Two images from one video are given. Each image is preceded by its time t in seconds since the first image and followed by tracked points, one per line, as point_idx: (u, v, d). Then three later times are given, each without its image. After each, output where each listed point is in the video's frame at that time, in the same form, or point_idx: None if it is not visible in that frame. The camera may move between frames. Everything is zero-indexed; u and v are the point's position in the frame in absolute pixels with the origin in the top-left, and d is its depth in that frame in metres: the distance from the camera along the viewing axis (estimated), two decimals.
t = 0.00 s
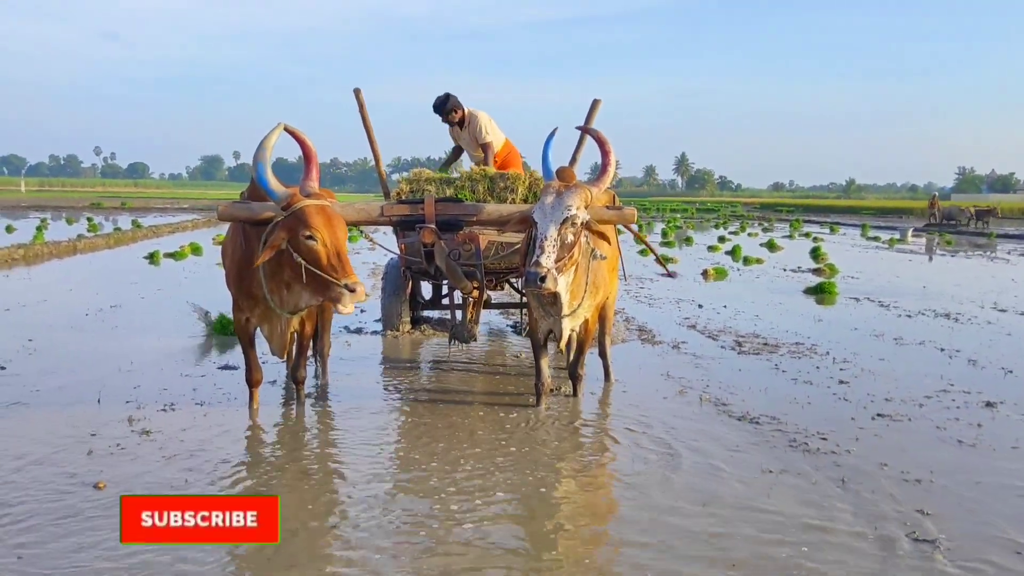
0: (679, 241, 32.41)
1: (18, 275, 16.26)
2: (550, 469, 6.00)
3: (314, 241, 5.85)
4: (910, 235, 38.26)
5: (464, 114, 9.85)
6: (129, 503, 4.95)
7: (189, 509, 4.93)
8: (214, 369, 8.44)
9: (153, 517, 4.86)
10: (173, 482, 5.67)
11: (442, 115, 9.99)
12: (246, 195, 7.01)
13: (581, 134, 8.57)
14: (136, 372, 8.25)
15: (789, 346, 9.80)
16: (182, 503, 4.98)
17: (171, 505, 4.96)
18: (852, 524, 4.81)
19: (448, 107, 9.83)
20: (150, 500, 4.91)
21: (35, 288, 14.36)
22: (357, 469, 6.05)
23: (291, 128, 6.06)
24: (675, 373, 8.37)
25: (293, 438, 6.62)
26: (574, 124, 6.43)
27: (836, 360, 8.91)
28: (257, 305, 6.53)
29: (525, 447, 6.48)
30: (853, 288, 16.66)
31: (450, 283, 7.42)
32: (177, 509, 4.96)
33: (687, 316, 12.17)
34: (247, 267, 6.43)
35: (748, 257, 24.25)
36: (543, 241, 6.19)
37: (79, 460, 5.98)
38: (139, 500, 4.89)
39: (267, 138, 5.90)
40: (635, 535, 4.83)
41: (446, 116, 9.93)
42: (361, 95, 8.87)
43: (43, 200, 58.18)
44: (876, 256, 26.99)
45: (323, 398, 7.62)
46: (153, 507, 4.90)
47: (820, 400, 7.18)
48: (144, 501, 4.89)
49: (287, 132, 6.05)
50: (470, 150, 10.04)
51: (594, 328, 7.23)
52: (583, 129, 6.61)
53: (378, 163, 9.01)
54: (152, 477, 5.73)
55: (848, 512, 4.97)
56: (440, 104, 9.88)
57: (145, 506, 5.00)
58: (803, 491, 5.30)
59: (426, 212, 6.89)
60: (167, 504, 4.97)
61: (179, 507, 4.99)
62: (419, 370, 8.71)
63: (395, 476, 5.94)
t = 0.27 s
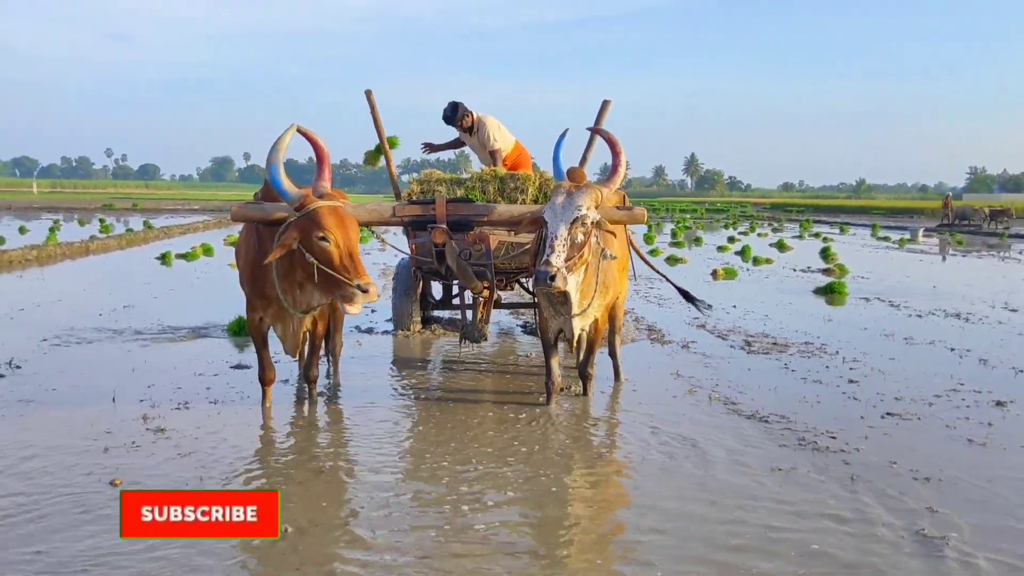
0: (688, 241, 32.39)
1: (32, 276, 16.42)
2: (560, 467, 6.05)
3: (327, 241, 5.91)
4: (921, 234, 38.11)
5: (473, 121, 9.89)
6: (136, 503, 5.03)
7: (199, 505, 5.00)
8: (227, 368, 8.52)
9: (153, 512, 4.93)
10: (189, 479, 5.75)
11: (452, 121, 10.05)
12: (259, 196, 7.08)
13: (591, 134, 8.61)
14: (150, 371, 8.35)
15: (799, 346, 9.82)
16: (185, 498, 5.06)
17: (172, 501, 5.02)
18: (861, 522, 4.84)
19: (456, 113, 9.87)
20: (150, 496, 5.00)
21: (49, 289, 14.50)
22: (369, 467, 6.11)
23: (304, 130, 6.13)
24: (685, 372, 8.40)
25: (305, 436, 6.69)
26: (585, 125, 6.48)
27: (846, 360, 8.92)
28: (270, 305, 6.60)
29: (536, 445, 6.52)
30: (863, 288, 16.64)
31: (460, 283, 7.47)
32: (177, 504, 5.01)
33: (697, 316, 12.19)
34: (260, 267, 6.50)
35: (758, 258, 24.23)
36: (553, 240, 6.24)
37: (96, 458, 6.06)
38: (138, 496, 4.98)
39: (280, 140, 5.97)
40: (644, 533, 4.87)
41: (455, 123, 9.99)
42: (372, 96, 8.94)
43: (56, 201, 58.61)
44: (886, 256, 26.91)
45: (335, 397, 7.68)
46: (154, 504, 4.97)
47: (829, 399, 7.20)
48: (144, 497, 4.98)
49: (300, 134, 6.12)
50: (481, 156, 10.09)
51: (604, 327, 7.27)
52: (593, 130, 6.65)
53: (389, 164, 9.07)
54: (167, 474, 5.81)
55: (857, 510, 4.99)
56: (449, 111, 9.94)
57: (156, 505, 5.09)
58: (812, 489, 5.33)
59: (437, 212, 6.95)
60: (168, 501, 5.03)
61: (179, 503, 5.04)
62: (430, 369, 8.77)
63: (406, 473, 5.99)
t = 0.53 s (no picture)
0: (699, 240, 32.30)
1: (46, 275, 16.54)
2: (570, 466, 6.05)
3: (338, 240, 5.94)
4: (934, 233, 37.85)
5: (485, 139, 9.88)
6: (152, 501, 5.05)
7: (205, 503, 5.03)
8: (239, 367, 8.57)
9: (153, 512, 4.96)
10: (201, 476, 5.79)
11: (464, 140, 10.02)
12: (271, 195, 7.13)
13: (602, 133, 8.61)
14: (164, 369, 8.41)
15: (810, 345, 9.78)
16: (184, 498, 5.04)
17: (172, 502, 5.04)
18: (872, 521, 4.82)
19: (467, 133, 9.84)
20: (150, 497, 5.04)
21: (63, 288, 14.61)
22: (380, 465, 6.13)
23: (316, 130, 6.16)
24: (696, 371, 8.39)
25: (317, 435, 6.72)
26: (595, 124, 6.48)
27: (858, 359, 8.88)
28: (282, 303, 6.64)
29: (546, 444, 6.53)
30: (875, 287, 16.55)
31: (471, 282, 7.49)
32: (177, 504, 5.03)
33: (708, 315, 12.16)
34: (272, 266, 6.53)
35: (769, 256, 24.14)
36: (564, 239, 6.24)
37: (110, 455, 6.11)
38: (141, 496, 5.04)
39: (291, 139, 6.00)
40: (654, 531, 4.88)
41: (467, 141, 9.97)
42: (383, 96, 8.97)
43: (69, 201, 59.03)
44: (899, 254, 26.76)
45: (346, 395, 7.72)
46: (154, 504, 5.00)
47: (841, 398, 7.17)
48: (144, 498, 5.03)
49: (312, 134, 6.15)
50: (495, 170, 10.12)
51: (615, 326, 7.27)
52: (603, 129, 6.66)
53: (400, 163, 9.10)
54: (180, 471, 5.85)
55: (868, 509, 4.98)
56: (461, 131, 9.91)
57: (169, 502, 5.13)
58: (823, 487, 5.32)
59: (448, 211, 6.97)
60: (169, 501, 5.05)
61: (180, 503, 5.06)
62: (441, 368, 8.79)
63: (417, 472, 6.01)
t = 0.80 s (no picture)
0: (709, 241, 32.26)
1: (60, 274, 16.67)
2: (580, 465, 6.07)
3: (349, 239, 5.99)
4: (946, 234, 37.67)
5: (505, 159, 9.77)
6: (152, 501, 5.08)
7: (209, 501, 5.15)
8: (251, 366, 8.63)
9: (153, 512, 4.97)
10: (215, 473, 5.84)
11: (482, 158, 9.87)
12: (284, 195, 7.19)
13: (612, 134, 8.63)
14: (177, 367, 8.48)
15: (821, 346, 9.77)
16: (183, 498, 5.10)
17: (171, 502, 5.08)
18: (883, 521, 4.83)
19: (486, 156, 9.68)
20: (149, 498, 5.07)
21: (77, 287, 14.72)
22: (391, 463, 6.17)
23: (329, 130, 6.20)
24: (706, 371, 8.39)
25: (329, 433, 6.76)
26: (606, 125, 6.50)
27: (869, 360, 8.87)
28: (295, 302, 6.69)
29: (556, 443, 6.55)
30: (886, 288, 16.49)
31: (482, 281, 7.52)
32: (176, 505, 5.07)
33: (717, 316, 12.16)
34: (285, 265, 6.59)
35: (779, 258, 24.09)
36: (575, 239, 6.26)
37: (124, 452, 6.18)
38: (141, 496, 5.09)
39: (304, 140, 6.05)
40: (664, 530, 4.89)
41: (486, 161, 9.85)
42: (395, 97, 9.02)
43: (82, 201, 59.42)
44: (910, 256, 26.65)
45: (358, 394, 7.76)
46: (154, 504, 5.02)
47: (852, 399, 7.17)
48: (143, 498, 5.06)
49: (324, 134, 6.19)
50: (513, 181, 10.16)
51: (625, 326, 7.28)
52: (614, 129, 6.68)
53: (411, 163, 9.14)
54: (194, 468, 5.90)
55: (878, 509, 4.98)
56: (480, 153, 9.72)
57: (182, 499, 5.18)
58: (835, 488, 5.32)
59: (459, 211, 7.00)
60: (167, 501, 5.09)
61: (179, 503, 5.10)
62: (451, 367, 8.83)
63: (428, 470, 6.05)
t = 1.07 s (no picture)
0: (714, 243, 32.29)
1: (69, 274, 16.78)
2: (586, 465, 6.13)
3: (358, 239, 6.06)
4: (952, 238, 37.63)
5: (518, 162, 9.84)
6: (152, 501, 5.14)
7: (210, 501, 5.23)
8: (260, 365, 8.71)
9: (153, 512, 5.03)
10: (225, 471, 5.92)
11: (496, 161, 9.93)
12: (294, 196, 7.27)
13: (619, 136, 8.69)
14: (186, 366, 8.56)
15: (825, 348, 9.82)
16: (183, 498, 5.17)
17: (171, 501, 5.14)
18: (885, 522, 4.88)
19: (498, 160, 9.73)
20: (149, 498, 5.13)
21: (86, 287, 14.83)
22: (399, 462, 6.24)
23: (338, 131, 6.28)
24: (711, 373, 8.45)
25: (337, 432, 6.83)
26: (614, 128, 6.57)
27: (873, 363, 8.91)
28: (305, 302, 6.77)
29: (563, 443, 6.61)
30: (891, 291, 16.52)
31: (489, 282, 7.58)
32: (176, 504, 5.13)
33: (722, 318, 12.21)
34: (295, 265, 6.67)
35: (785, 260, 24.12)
36: (582, 240, 6.33)
37: (135, 450, 6.25)
38: (141, 496, 5.15)
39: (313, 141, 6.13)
40: (669, 530, 4.95)
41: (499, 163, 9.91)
42: (403, 99, 9.09)
43: (89, 201, 59.69)
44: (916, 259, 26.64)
45: (366, 393, 7.83)
46: (153, 504, 5.09)
47: (856, 400, 7.22)
48: (144, 498, 5.12)
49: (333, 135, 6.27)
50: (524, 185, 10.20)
51: (631, 327, 7.34)
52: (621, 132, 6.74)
53: (419, 165, 9.21)
54: (204, 466, 5.98)
55: (881, 510, 5.03)
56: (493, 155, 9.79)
57: (188, 498, 5.22)
58: (838, 489, 5.37)
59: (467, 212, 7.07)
60: (167, 501, 5.15)
61: (179, 503, 5.16)
62: (458, 367, 8.89)
63: (436, 469, 6.12)
